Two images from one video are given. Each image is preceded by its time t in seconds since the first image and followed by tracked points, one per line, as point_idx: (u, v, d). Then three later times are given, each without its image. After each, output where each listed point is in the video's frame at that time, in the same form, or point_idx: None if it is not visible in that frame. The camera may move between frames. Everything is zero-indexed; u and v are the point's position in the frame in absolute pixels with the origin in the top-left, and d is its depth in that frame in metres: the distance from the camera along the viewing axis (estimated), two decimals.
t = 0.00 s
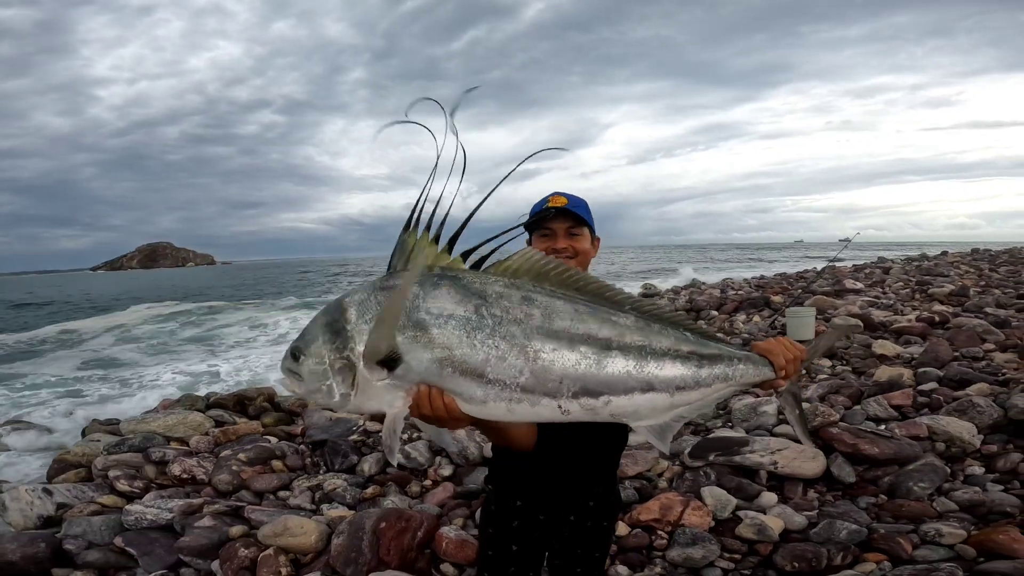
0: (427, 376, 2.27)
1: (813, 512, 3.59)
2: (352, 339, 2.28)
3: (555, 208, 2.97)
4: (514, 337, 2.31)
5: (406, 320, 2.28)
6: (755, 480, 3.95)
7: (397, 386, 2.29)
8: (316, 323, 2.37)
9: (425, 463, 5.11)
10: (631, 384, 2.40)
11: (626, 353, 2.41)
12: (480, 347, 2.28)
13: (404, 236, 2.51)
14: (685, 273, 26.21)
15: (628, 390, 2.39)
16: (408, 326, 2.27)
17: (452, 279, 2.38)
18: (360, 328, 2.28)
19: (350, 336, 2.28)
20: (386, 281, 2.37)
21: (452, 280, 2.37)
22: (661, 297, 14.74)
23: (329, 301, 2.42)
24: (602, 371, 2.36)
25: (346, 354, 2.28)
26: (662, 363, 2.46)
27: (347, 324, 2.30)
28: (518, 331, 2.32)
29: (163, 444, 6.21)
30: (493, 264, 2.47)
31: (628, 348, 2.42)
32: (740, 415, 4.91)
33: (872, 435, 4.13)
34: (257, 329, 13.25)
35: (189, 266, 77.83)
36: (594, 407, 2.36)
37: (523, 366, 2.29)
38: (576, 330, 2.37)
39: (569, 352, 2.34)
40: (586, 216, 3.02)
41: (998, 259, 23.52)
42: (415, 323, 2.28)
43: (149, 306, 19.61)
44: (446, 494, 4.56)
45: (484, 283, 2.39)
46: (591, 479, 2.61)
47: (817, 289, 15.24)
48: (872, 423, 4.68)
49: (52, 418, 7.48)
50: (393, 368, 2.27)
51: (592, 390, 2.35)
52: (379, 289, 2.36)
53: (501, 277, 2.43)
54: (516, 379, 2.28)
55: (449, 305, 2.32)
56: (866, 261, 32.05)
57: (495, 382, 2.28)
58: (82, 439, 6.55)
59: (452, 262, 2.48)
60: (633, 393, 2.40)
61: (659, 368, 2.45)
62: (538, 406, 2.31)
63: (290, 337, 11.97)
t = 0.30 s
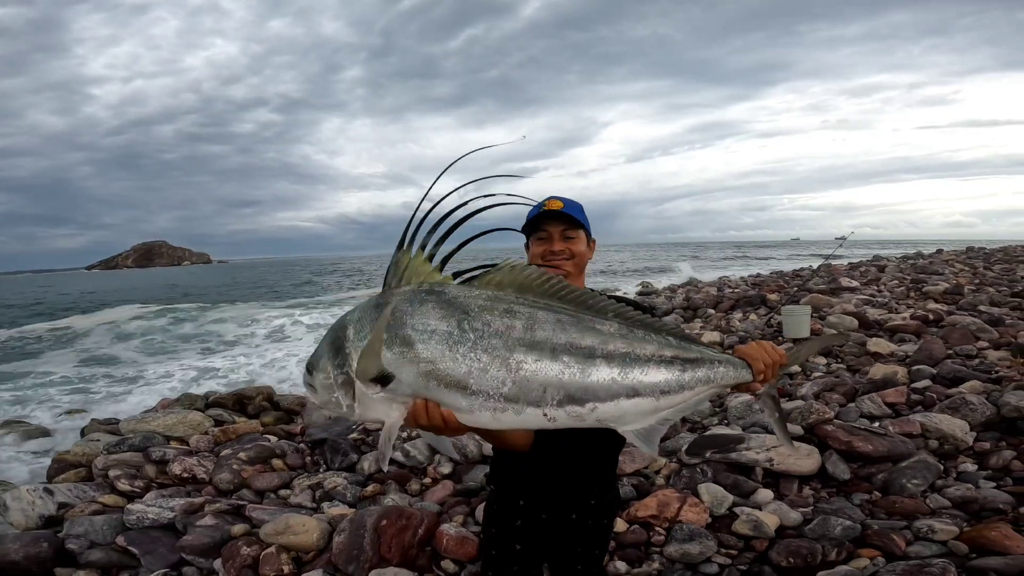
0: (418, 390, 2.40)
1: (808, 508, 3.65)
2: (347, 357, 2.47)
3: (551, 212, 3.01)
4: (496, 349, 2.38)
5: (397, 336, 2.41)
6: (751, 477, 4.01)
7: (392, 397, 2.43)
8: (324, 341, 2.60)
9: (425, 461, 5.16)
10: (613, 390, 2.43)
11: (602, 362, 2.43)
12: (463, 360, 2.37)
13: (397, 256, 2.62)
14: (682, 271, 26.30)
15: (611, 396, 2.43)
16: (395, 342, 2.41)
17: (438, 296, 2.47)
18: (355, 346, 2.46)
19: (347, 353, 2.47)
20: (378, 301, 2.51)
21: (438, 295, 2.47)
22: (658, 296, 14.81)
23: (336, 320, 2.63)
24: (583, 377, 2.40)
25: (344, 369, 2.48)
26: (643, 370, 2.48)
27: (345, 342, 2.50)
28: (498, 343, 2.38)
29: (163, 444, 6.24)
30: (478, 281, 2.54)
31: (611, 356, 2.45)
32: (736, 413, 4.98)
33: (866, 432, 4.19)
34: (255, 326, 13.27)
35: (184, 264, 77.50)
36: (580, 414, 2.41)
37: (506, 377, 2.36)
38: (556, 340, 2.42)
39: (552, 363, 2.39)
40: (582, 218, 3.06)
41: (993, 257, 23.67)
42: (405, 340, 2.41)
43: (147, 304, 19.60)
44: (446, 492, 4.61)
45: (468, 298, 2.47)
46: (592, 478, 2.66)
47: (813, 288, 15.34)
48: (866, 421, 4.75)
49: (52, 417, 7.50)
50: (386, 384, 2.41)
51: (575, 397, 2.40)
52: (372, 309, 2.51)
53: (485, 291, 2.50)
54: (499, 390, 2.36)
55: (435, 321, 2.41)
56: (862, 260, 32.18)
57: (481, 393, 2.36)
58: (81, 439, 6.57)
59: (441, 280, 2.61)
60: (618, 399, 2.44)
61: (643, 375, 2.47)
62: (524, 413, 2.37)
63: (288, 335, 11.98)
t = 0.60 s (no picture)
0: (417, 390, 2.41)
1: (805, 505, 3.69)
2: (339, 359, 2.42)
3: (547, 207, 3.05)
4: (491, 347, 2.44)
5: (395, 337, 2.43)
6: (748, 474, 4.05)
7: (387, 398, 2.43)
8: (299, 343, 2.49)
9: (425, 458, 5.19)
10: (602, 387, 2.49)
11: (590, 360, 2.50)
12: (461, 357, 2.42)
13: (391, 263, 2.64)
14: (681, 270, 26.34)
15: (599, 392, 2.49)
16: (398, 342, 2.43)
17: (433, 299, 2.53)
18: (349, 347, 2.42)
19: (337, 356, 2.42)
20: (372, 305, 2.50)
21: (432, 298, 2.53)
22: (657, 295, 14.86)
23: (314, 323, 2.56)
24: (574, 373, 2.46)
25: (335, 372, 2.43)
26: (619, 368, 2.53)
27: (332, 345, 2.44)
28: (493, 341, 2.44)
29: (163, 441, 6.27)
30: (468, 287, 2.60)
31: (598, 354, 2.52)
32: (733, 410, 5.02)
33: (863, 429, 4.23)
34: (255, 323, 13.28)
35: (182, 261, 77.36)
36: (569, 410, 2.46)
37: (501, 374, 2.42)
38: (547, 338, 2.49)
39: (542, 360, 2.45)
40: (578, 214, 3.09)
41: (990, 257, 23.81)
42: (403, 340, 2.44)
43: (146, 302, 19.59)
44: (446, 489, 4.64)
45: (463, 300, 2.55)
46: (591, 472, 2.68)
47: (811, 287, 15.39)
48: (863, 419, 4.79)
49: (51, 414, 7.51)
50: (384, 385, 2.41)
51: (565, 393, 2.45)
52: (365, 312, 2.48)
53: (476, 296, 2.57)
54: (494, 387, 2.41)
55: (434, 321, 2.48)
56: (860, 259, 32.22)
57: (478, 390, 2.41)
58: (81, 436, 6.59)
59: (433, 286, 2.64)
60: (593, 395, 2.48)
61: (614, 373, 2.52)
62: (520, 409, 2.42)
63: (288, 332, 12.00)
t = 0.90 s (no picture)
0: (416, 381, 2.45)
1: (805, 504, 3.71)
2: (352, 348, 2.48)
3: (559, 204, 3.06)
4: (484, 341, 2.43)
5: (393, 328, 2.46)
6: (748, 472, 4.07)
7: (390, 387, 2.47)
8: (324, 333, 2.58)
9: (425, 456, 5.21)
10: (598, 382, 2.47)
11: (587, 354, 2.48)
12: (453, 351, 2.42)
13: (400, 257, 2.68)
14: (681, 270, 26.36)
15: (597, 387, 2.47)
16: (396, 333, 2.45)
17: (432, 291, 2.53)
18: (357, 338, 2.48)
19: (351, 345, 2.48)
20: (378, 297, 2.55)
21: (431, 289, 2.53)
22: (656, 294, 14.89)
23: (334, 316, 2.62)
24: (568, 368, 2.45)
25: (347, 361, 2.49)
26: (618, 361, 2.51)
27: (348, 336, 2.50)
28: (485, 334, 2.44)
29: (163, 438, 6.28)
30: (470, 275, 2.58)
31: (595, 348, 2.50)
32: (733, 409, 5.03)
33: (862, 429, 4.25)
34: (254, 320, 13.28)
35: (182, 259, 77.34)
36: (565, 405, 2.45)
37: (491, 369, 2.42)
38: (542, 331, 2.47)
39: (536, 353, 2.44)
40: (587, 212, 3.13)
41: (988, 259, 23.91)
42: (400, 331, 2.46)
43: (146, 299, 19.60)
44: (447, 487, 4.66)
45: (462, 292, 2.53)
46: (595, 468, 2.73)
47: (810, 287, 15.43)
48: (862, 418, 4.81)
49: (51, 411, 7.52)
50: (387, 375, 2.44)
51: (560, 389, 2.44)
52: (372, 304, 2.53)
53: (477, 286, 2.55)
54: (485, 381, 2.41)
55: (429, 314, 2.48)
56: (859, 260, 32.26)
57: (470, 383, 2.41)
58: (81, 433, 6.60)
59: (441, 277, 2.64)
60: (602, 391, 2.47)
61: (627, 367, 2.52)
62: (510, 404, 2.43)
63: (287, 330, 12.01)
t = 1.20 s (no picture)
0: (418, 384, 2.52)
1: (803, 504, 3.73)
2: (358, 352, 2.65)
3: (565, 202, 3.08)
4: (484, 341, 2.47)
5: (396, 332, 2.58)
6: (747, 473, 4.09)
7: (395, 390, 2.57)
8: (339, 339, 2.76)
9: (424, 454, 5.22)
10: (602, 378, 2.48)
11: (593, 349, 2.49)
12: (454, 351, 2.47)
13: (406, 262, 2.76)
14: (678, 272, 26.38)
15: (601, 383, 2.48)
16: (398, 338, 2.56)
17: (434, 295, 2.59)
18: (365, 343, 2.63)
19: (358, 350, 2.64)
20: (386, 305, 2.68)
21: (435, 295, 2.60)
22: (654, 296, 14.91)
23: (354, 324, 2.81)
24: (570, 365, 2.46)
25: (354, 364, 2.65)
26: (623, 357, 2.52)
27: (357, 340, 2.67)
28: (485, 334, 2.47)
29: (160, 435, 6.27)
30: (471, 280, 2.64)
31: (597, 344, 2.50)
32: (732, 410, 5.05)
33: (860, 430, 4.27)
34: (252, 318, 13.26)
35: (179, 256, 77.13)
36: (569, 402, 2.47)
37: (492, 367, 2.45)
38: (544, 328, 2.48)
39: (539, 351, 2.45)
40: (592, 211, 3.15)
41: (984, 263, 24.02)
42: (403, 335, 2.56)
43: (143, 296, 19.56)
44: (445, 485, 4.67)
45: (464, 293, 2.57)
46: (598, 467, 2.76)
47: (807, 290, 15.47)
48: (859, 420, 4.83)
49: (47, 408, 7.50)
50: (389, 377, 2.56)
51: (563, 385, 2.45)
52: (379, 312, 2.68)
53: (477, 289, 2.58)
54: (486, 379, 2.45)
55: (430, 317, 2.54)
56: (856, 264, 32.37)
57: (470, 382, 2.46)
58: (77, 430, 6.59)
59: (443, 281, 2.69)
60: (607, 387, 2.49)
61: (629, 363, 2.52)
62: (511, 402, 2.45)
63: (285, 328, 11.99)
